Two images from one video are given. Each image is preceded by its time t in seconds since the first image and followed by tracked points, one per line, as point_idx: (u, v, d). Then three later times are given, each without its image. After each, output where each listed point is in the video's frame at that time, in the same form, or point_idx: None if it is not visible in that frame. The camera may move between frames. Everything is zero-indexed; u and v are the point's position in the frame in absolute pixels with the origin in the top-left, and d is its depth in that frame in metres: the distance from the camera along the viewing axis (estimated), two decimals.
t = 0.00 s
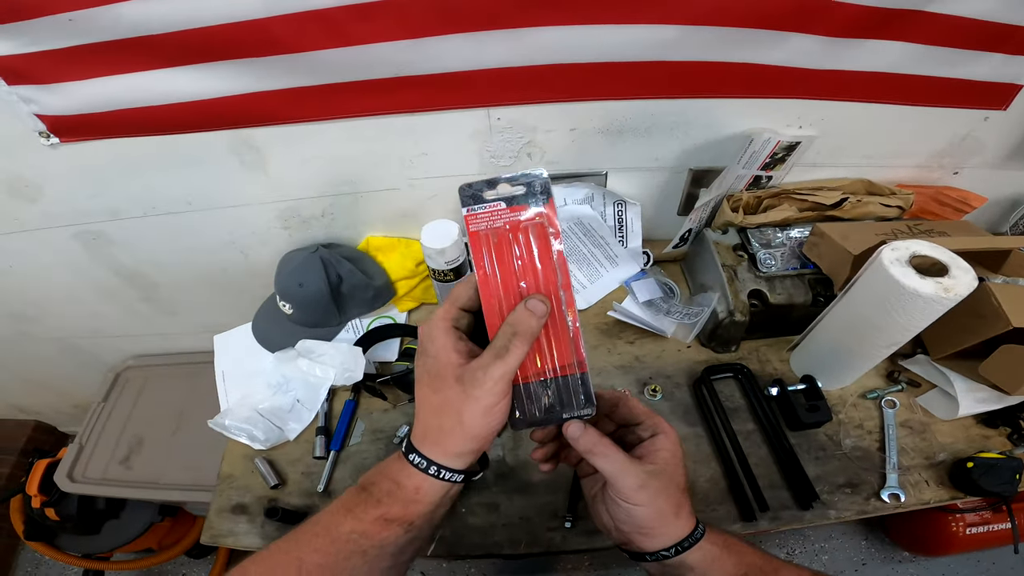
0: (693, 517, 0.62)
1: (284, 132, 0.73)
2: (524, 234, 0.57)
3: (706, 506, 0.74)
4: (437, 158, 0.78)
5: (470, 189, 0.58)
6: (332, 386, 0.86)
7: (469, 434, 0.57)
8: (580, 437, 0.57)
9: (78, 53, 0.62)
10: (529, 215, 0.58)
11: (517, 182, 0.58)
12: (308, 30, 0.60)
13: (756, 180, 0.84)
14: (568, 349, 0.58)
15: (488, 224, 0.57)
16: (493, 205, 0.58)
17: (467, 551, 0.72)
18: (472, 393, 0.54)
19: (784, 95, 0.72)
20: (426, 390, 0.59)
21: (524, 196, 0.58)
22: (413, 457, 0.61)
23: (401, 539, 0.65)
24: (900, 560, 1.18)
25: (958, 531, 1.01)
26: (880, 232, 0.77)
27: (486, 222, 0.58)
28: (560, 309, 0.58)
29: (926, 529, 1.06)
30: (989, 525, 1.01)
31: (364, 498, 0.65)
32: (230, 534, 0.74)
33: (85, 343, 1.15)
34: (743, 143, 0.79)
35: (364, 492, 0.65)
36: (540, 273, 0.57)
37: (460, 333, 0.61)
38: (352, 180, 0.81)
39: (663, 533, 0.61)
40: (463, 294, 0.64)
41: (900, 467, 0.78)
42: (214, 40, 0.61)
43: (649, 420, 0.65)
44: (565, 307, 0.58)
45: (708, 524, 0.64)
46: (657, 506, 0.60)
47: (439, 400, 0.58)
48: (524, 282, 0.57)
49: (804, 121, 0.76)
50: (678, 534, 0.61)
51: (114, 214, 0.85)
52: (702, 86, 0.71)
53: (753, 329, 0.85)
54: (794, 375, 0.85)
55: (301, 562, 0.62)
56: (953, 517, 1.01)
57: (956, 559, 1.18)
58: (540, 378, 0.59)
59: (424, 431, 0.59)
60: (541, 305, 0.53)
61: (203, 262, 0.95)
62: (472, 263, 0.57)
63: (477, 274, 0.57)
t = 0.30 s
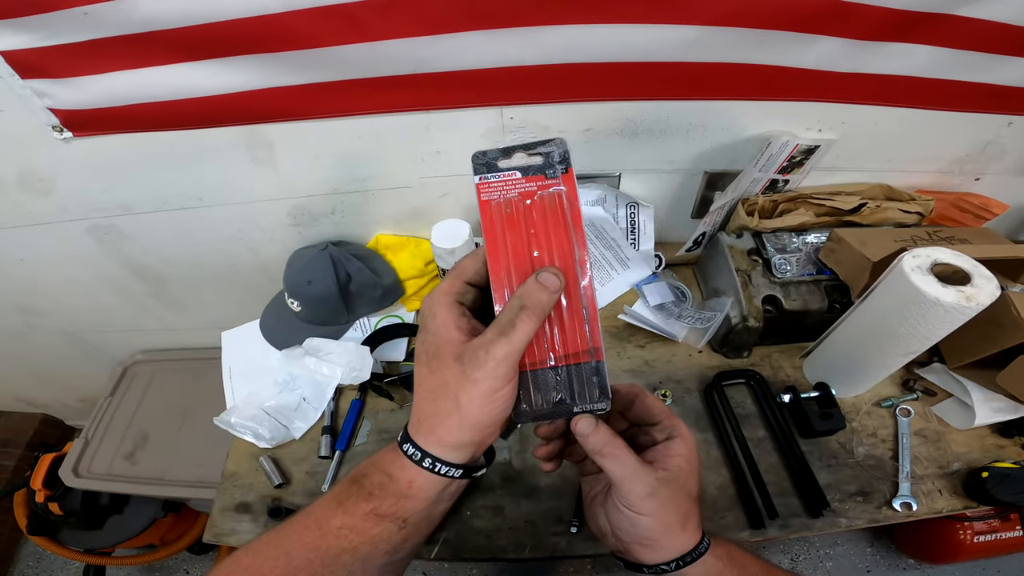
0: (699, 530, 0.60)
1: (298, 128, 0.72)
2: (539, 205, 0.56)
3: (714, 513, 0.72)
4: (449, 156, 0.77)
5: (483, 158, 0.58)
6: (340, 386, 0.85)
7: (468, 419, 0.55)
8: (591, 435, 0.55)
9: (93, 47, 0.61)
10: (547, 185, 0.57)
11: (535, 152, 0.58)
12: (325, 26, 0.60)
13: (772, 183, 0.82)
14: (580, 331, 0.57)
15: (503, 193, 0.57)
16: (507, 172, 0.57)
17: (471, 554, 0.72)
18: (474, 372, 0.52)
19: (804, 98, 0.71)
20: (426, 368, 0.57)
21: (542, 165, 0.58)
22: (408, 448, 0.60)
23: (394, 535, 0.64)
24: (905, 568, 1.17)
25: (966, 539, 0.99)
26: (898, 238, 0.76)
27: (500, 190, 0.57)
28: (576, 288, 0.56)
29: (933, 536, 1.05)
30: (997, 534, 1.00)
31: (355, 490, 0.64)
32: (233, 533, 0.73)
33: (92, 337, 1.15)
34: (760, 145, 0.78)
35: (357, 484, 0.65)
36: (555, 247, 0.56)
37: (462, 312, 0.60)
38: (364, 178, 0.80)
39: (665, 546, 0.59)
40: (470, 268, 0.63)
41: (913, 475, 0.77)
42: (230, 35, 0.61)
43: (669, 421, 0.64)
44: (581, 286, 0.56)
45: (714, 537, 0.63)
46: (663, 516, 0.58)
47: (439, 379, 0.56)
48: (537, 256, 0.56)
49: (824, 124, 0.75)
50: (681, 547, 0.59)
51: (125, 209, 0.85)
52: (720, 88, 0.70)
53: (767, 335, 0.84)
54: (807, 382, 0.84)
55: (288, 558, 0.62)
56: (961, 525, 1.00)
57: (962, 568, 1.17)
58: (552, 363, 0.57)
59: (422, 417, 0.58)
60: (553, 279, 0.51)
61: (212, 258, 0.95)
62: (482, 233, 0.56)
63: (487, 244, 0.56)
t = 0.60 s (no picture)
0: (703, 541, 0.60)
1: (306, 128, 0.73)
2: (550, 200, 0.56)
3: (718, 515, 0.72)
4: (456, 156, 0.77)
5: (490, 148, 0.57)
6: (344, 385, 0.85)
7: (471, 424, 0.55)
8: (596, 443, 0.55)
9: (103, 45, 0.62)
10: (558, 178, 0.56)
11: (546, 143, 0.57)
12: (335, 26, 0.60)
13: (780, 187, 0.82)
14: (591, 332, 0.57)
15: (511, 185, 0.56)
16: (516, 165, 0.56)
17: (474, 555, 0.72)
18: (478, 375, 0.52)
19: (813, 101, 0.71)
20: (429, 370, 0.57)
21: (553, 158, 0.57)
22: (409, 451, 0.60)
23: (394, 539, 0.64)
24: (907, 572, 1.16)
25: (970, 543, 0.99)
26: (907, 242, 0.76)
27: (509, 182, 0.56)
28: (587, 288, 0.56)
29: (936, 541, 1.04)
30: (1000, 538, 0.99)
31: (354, 493, 0.64)
32: (235, 532, 0.74)
33: (98, 335, 1.15)
34: (769, 148, 0.78)
35: (355, 487, 0.64)
36: (566, 244, 0.56)
37: (466, 312, 0.60)
38: (371, 178, 0.80)
39: (667, 557, 0.59)
40: (474, 265, 0.63)
41: (917, 479, 0.76)
42: (240, 34, 0.61)
43: (678, 427, 0.63)
44: (593, 287, 0.57)
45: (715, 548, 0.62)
46: (667, 526, 0.58)
47: (443, 381, 0.55)
48: (546, 255, 0.56)
49: (832, 127, 0.75)
50: (684, 559, 0.59)
51: (132, 207, 0.85)
52: (728, 90, 0.69)
53: (773, 338, 0.84)
54: (812, 386, 0.83)
55: (288, 555, 0.63)
56: (964, 529, 1.00)
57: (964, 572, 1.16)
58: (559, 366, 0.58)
59: (424, 420, 0.57)
60: (563, 279, 0.51)
61: (219, 256, 0.95)
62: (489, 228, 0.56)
63: (494, 240, 0.56)
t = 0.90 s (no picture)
0: (699, 536, 0.61)
1: (310, 129, 0.73)
2: (555, 195, 0.57)
3: (716, 513, 0.73)
4: (459, 157, 0.78)
5: (495, 143, 0.57)
6: (347, 383, 0.86)
7: (474, 418, 0.55)
8: (594, 439, 0.56)
9: (111, 46, 0.63)
10: (562, 173, 0.57)
11: (551, 139, 0.58)
12: (340, 27, 0.61)
13: (778, 188, 0.83)
14: (594, 328, 0.58)
15: (515, 179, 0.57)
16: (521, 160, 0.57)
17: (475, 551, 0.72)
18: (482, 369, 0.53)
19: (810, 103, 0.72)
20: (433, 364, 0.58)
21: (558, 153, 0.58)
22: (412, 445, 0.60)
23: (397, 532, 0.65)
24: (904, 572, 1.17)
25: (967, 543, 1.00)
26: (903, 243, 0.77)
27: (513, 177, 0.57)
28: (592, 283, 0.57)
29: (934, 541, 1.05)
30: (998, 538, 1.00)
31: (358, 487, 0.65)
32: (238, 528, 0.74)
33: (101, 333, 1.16)
34: (767, 149, 0.79)
35: (360, 480, 0.65)
36: (570, 239, 0.57)
37: (470, 306, 0.60)
38: (374, 178, 0.81)
39: (663, 552, 0.60)
40: (478, 259, 0.64)
41: (914, 477, 0.77)
42: (247, 35, 0.62)
43: (676, 423, 0.64)
44: (597, 281, 0.57)
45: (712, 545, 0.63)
46: (664, 522, 0.58)
47: (446, 375, 0.56)
48: (550, 251, 0.57)
49: (830, 129, 0.76)
50: (679, 554, 0.60)
51: (137, 206, 0.86)
52: (727, 92, 0.70)
53: (771, 338, 0.85)
54: (810, 384, 0.84)
55: (292, 549, 0.64)
56: (962, 529, 1.00)
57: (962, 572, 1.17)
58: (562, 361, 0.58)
59: (428, 414, 0.58)
60: (566, 274, 0.51)
61: (222, 255, 0.96)
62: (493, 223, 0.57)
63: (499, 235, 0.57)
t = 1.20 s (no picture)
0: (691, 533, 0.61)
1: (306, 127, 0.74)
2: (551, 189, 0.57)
3: (713, 508, 0.74)
4: (455, 154, 0.78)
5: (493, 137, 0.58)
6: (344, 380, 0.86)
7: (470, 410, 0.56)
8: (591, 432, 0.56)
9: (107, 45, 0.63)
10: (559, 168, 0.57)
11: (548, 133, 0.58)
12: (335, 26, 0.61)
13: (773, 184, 0.84)
14: (590, 323, 0.58)
15: (512, 173, 0.57)
16: (517, 154, 0.57)
17: (473, 548, 0.73)
18: (477, 362, 0.53)
19: (805, 100, 0.72)
20: (430, 357, 0.58)
21: (554, 147, 0.58)
22: (408, 439, 0.61)
23: (395, 526, 0.65)
24: (902, 568, 1.17)
25: (964, 539, 1.00)
26: (897, 238, 0.77)
27: (510, 170, 0.57)
28: (587, 277, 0.58)
29: (931, 536, 1.05)
30: (995, 534, 1.00)
31: (355, 481, 0.65)
32: (236, 526, 0.75)
33: (98, 333, 1.16)
34: (761, 145, 0.80)
35: (356, 474, 0.66)
36: (567, 233, 0.57)
37: (466, 298, 0.61)
38: (370, 176, 0.82)
39: (656, 548, 0.60)
40: (474, 253, 0.64)
41: (910, 472, 0.78)
42: (242, 33, 0.62)
43: (671, 419, 0.64)
44: (592, 276, 0.58)
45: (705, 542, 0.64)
46: (657, 518, 0.58)
47: (442, 368, 0.57)
48: (545, 246, 0.57)
49: (824, 125, 0.76)
50: (672, 551, 0.60)
51: (133, 205, 0.86)
52: (722, 89, 0.71)
53: (766, 333, 0.86)
54: (806, 379, 0.85)
55: (291, 544, 0.64)
56: (958, 525, 1.01)
57: (959, 568, 1.18)
58: (558, 355, 0.59)
59: (424, 406, 0.58)
60: (562, 267, 0.52)
61: (218, 254, 0.96)
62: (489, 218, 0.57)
63: (495, 228, 0.57)
